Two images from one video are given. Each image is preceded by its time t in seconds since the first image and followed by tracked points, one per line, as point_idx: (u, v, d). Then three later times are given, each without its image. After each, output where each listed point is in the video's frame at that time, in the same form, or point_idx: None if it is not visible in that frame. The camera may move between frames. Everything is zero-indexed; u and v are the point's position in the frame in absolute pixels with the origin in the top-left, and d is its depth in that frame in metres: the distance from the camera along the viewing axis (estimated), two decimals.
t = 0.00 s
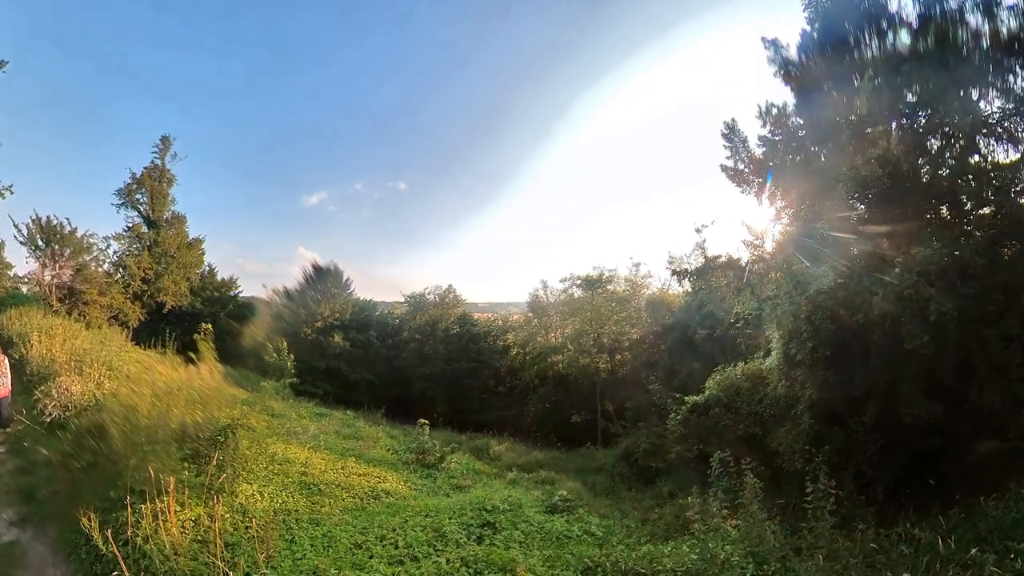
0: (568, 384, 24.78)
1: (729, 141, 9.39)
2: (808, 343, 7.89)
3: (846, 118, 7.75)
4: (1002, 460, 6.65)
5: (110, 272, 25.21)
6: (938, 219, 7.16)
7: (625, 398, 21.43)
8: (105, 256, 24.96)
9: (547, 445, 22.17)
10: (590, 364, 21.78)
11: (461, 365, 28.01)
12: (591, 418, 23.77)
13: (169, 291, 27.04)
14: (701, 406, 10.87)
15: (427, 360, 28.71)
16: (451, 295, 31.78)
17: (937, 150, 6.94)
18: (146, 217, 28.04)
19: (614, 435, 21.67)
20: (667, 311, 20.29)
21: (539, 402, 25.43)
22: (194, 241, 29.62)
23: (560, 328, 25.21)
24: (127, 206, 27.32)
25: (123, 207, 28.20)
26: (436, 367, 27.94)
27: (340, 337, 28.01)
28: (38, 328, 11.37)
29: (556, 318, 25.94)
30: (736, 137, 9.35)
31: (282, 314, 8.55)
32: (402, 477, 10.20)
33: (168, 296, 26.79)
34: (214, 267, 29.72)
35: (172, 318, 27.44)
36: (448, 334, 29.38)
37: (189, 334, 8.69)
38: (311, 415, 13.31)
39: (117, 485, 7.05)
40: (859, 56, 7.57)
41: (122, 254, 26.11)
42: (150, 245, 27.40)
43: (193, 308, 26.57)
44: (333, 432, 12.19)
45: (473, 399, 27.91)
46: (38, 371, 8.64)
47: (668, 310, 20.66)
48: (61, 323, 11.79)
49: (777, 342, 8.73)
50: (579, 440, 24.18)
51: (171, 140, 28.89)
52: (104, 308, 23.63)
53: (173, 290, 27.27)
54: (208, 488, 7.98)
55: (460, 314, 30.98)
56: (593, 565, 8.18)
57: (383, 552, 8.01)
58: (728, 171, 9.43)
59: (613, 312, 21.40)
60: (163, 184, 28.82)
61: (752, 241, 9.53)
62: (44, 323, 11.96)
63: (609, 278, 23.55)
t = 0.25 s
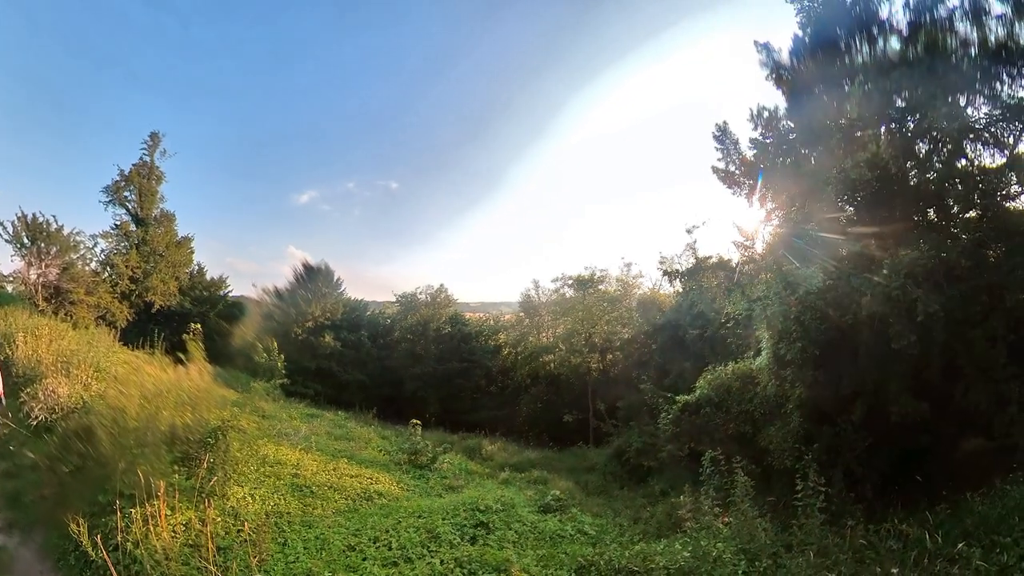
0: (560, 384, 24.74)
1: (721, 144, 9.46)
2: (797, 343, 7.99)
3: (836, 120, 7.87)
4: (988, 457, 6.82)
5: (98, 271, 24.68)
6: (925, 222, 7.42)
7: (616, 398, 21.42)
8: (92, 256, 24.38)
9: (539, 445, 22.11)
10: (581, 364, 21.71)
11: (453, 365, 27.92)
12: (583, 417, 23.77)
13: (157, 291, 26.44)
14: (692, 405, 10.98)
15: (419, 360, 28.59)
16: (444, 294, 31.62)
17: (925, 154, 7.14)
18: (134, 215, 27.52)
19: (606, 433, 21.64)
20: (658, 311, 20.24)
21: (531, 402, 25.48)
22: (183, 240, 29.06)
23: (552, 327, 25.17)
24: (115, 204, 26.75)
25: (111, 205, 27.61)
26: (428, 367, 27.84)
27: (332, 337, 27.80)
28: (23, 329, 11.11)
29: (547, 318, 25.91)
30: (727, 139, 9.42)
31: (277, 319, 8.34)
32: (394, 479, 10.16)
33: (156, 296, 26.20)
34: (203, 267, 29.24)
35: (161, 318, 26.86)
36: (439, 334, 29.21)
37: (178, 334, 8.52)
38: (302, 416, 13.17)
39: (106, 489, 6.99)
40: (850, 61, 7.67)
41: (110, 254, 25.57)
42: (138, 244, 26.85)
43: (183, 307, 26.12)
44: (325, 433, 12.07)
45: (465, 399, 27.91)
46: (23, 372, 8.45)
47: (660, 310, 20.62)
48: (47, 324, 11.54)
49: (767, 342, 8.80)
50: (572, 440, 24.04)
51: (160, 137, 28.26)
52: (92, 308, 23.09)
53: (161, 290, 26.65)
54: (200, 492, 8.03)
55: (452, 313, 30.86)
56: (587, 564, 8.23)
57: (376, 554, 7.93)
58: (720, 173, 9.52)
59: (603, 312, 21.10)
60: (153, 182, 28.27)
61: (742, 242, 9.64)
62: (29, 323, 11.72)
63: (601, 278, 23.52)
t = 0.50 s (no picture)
0: (552, 383, 24.66)
1: (712, 145, 9.54)
2: (787, 343, 8.10)
3: (826, 124, 7.98)
4: (972, 454, 6.98)
5: (83, 270, 24.09)
6: (913, 222, 7.52)
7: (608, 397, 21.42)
8: (79, 253, 23.76)
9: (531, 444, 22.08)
10: (573, 363, 21.62)
11: (444, 365, 27.80)
12: (574, 416, 23.57)
13: (146, 290, 25.93)
14: (683, 404, 11.08)
15: (411, 360, 28.52)
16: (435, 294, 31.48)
17: (913, 157, 7.30)
18: (122, 213, 26.91)
19: (598, 432, 21.62)
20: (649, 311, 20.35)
21: (522, 401, 25.44)
22: (172, 239, 28.52)
23: (547, 328, 25.23)
24: (103, 202, 26.19)
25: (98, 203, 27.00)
26: (419, 366, 27.70)
27: (323, 337, 27.56)
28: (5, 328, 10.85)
29: (540, 318, 25.87)
30: (718, 141, 9.50)
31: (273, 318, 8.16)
32: (386, 479, 10.11)
33: (145, 295, 25.73)
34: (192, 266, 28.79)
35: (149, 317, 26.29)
36: (431, 334, 29.15)
37: (167, 335, 8.36)
38: (293, 417, 13.02)
39: (95, 493, 6.90)
40: (841, 65, 7.85)
41: (97, 252, 25.00)
42: (126, 243, 26.28)
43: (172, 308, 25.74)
44: (316, 433, 11.96)
45: (457, 399, 27.83)
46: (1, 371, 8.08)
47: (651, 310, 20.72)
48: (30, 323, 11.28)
49: (757, 341, 8.90)
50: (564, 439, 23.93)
51: (150, 133, 27.73)
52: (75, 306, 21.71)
53: (150, 289, 26.23)
54: (190, 494, 7.98)
55: (444, 313, 30.81)
56: (581, 562, 8.27)
57: (369, 556, 7.86)
58: (710, 175, 9.61)
59: (595, 312, 21.29)
60: (141, 179, 27.71)
61: (733, 243, 9.74)
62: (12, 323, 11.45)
63: (592, 278, 23.51)
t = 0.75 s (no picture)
0: (544, 382, 24.56)
1: (703, 146, 9.63)
2: (776, 341, 8.23)
3: (816, 127, 8.15)
4: (958, 451, 7.12)
5: (69, 268, 23.32)
6: (901, 225, 7.60)
7: (599, 396, 21.44)
8: (66, 251, 23.13)
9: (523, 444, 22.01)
10: (564, 362, 21.47)
11: (436, 364, 27.68)
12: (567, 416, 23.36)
13: (134, 289, 25.39)
14: (674, 403, 11.18)
15: (402, 360, 28.44)
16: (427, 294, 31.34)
17: (901, 161, 7.37)
18: (109, 210, 26.34)
19: (589, 431, 21.61)
20: (639, 310, 20.43)
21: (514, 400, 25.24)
22: (160, 237, 27.99)
23: (536, 328, 25.07)
24: (90, 199, 25.59)
25: (85, 200, 26.40)
26: (411, 366, 27.58)
27: (313, 337, 27.33)
28: None
29: (532, 317, 25.79)
30: (709, 142, 9.58)
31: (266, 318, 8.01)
32: (378, 480, 10.04)
33: (132, 294, 25.19)
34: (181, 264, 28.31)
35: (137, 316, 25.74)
36: (422, 334, 29.07)
37: (155, 334, 8.21)
38: (283, 418, 12.88)
39: (82, 495, 6.80)
40: (831, 69, 8.01)
41: (84, 250, 24.39)
42: (113, 240, 25.71)
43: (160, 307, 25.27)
44: (307, 434, 11.86)
45: (449, 399, 27.69)
46: None
47: (641, 310, 20.79)
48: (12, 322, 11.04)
49: (746, 340, 9.04)
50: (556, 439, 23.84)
51: (138, 129, 27.17)
52: (62, 305, 21.11)
53: (137, 288, 25.73)
54: (180, 495, 7.81)
55: (435, 313, 30.73)
56: (573, 560, 8.30)
57: (361, 556, 7.79)
58: (701, 176, 9.70)
59: (586, 312, 21.17)
60: (128, 175, 27.12)
61: (723, 243, 9.87)
62: None
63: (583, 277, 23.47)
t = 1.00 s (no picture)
0: (535, 382, 24.54)
1: (694, 148, 9.71)
2: (766, 340, 8.35)
3: (806, 130, 8.24)
4: (944, 447, 7.27)
5: (58, 266, 22.37)
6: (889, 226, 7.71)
7: (590, 395, 21.47)
8: (53, 248, 22.38)
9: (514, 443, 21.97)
10: (555, 362, 21.23)
11: (427, 364, 27.55)
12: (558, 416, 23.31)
13: (121, 288, 24.79)
14: (664, 402, 11.27)
15: (393, 360, 28.31)
16: (417, 294, 31.18)
17: (889, 164, 7.45)
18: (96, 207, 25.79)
19: (581, 430, 21.61)
20: (630, 310, 20.50)
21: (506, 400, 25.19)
22: (148, 235, 27.41)
23: (524, 327, 24.90)
24: (76, 196, 24.98)
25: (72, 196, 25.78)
26: (402, 366, 27.45)
27: (303, 336, 27.06)
28: None
29: (523, 317, 25.74)
30: (701, 143, 9.66)
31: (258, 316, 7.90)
32: (369, 480, 9.97)
33: (120, 293, 24.62)
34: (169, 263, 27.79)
35: (124, 315, 25.22)
36: (413, 334, 28.94)
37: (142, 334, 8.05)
38: (273, 418, 12.73)
39: (68, 498, 6.67)
40: (822, 72, 8.13)
41: (70, 247, 23.75)
42: (100, 238, 25.11)
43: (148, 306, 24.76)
44: (297, 434, 11.74)
45: (440, 399, 27.53)
46: None
47: (632, 309, 20.86)
48: None
49: (737, 339, 9.16)
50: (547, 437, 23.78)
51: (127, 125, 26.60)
52: (48, 304, 20.02)
53: (125, 287, 25.21)
54: (168, 497, 7.67)
55: (427, 312, 30.62)
56: (566, 559, 8.32)
57: (353, 557, 7.72)
58: (692, 176, 9.79)
59: (578, 312, 21.04)
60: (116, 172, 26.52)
61: (714, 244, 9.94)
62: None
63: (574, 277, 23.44)
